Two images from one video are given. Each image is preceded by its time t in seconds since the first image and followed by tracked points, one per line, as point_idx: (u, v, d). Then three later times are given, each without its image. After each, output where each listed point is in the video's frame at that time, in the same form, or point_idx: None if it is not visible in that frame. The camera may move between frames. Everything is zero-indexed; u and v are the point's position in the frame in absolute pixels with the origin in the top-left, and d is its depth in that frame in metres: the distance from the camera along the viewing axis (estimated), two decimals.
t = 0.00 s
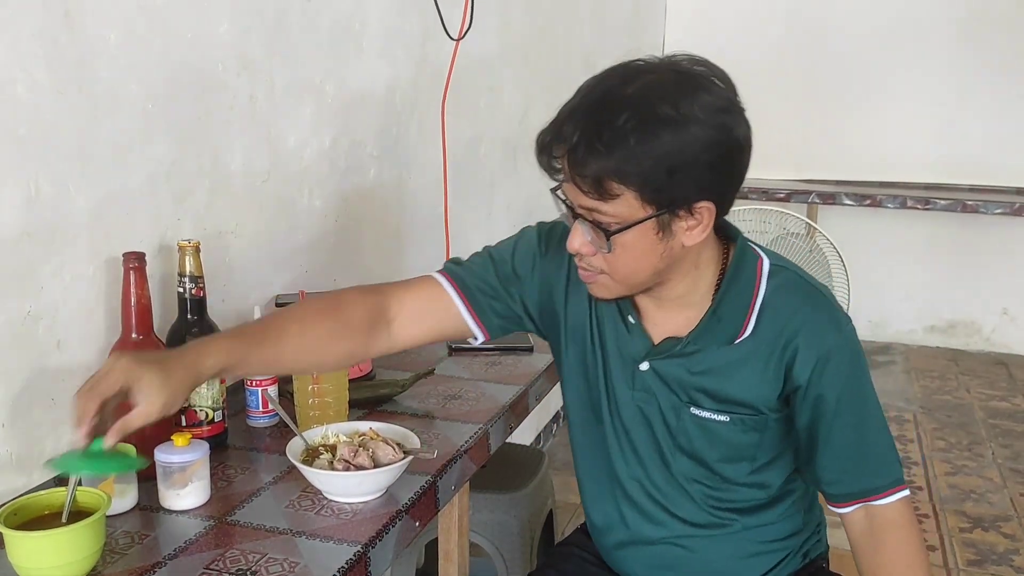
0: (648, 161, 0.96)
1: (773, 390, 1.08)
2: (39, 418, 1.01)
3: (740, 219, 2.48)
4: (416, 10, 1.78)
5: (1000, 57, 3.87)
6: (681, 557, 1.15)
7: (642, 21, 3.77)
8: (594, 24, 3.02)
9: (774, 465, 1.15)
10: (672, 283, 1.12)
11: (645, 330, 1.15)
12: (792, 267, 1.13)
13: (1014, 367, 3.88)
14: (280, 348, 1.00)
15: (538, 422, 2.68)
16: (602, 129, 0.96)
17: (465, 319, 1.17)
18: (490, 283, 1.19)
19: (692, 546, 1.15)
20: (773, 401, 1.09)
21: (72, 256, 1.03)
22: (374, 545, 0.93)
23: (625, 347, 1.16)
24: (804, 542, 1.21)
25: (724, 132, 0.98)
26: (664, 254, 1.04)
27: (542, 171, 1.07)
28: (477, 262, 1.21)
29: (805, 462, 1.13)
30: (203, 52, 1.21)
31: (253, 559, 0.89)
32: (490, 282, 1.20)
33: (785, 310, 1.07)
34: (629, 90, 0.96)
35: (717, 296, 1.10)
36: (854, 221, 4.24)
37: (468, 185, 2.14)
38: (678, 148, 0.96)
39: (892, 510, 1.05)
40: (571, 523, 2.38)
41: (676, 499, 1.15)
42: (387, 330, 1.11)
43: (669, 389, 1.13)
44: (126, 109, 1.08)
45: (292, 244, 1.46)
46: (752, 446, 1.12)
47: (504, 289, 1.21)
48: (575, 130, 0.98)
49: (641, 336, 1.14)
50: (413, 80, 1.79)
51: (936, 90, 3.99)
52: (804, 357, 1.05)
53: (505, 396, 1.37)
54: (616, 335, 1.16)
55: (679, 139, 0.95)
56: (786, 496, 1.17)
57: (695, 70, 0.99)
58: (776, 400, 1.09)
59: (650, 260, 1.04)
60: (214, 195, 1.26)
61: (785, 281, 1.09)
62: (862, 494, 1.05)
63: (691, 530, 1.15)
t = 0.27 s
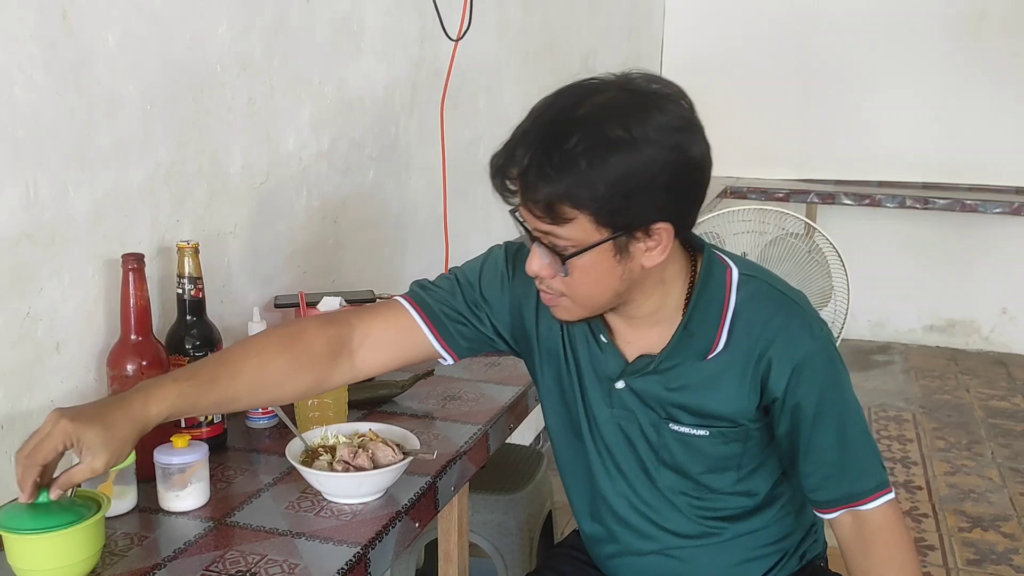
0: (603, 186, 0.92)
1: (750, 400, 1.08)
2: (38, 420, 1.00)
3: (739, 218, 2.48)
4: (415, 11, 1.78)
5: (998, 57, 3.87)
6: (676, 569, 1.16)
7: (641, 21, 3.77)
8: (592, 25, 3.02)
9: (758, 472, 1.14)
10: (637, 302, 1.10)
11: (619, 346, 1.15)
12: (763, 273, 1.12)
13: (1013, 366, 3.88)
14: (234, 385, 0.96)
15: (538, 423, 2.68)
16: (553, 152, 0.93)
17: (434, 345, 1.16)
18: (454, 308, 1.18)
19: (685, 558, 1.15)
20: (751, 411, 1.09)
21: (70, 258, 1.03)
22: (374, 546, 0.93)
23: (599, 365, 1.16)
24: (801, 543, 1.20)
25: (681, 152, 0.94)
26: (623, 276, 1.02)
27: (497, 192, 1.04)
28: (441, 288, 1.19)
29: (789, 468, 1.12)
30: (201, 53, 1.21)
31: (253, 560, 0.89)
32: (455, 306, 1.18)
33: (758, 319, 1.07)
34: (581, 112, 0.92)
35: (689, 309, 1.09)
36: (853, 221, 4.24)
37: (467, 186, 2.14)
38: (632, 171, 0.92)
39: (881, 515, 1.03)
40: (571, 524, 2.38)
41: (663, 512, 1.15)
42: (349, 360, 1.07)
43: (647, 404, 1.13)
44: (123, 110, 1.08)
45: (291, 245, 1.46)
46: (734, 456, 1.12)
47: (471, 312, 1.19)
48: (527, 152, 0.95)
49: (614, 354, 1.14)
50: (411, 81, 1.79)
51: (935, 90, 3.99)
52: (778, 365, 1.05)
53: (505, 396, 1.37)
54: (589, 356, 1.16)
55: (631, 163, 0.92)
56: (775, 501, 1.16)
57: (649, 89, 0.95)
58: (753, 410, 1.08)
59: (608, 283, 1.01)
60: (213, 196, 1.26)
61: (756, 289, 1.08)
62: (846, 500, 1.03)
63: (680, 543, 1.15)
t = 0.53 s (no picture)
0: (578, 193, 0.92)
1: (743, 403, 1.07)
2: (38, 420, 1.00)
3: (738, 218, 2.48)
4: (414, 11, 1.78)
5: (998, 57, 3.87)
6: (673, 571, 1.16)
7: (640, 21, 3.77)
8: (592, 25, 3.02)
9: (753, 475, 1.14)
10: (624, 304, 1.09)
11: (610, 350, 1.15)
12: (756, 275, 1.12)
13: (1012, 366, 3.88)
14: (231, 383, 0.96)
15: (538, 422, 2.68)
16: (528, 157, 0.92)
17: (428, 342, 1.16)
18: (449, 306, 1.19)
19: (681, 560, 1.15)
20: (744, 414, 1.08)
21: (69, 259, 1.03)
22: (374, 546, 0.93)
23: (592, 369, 1.16)
24: (798, 544, 1.20)
25: (660, 160, 0.93)
26: (603, 280, 1.01)
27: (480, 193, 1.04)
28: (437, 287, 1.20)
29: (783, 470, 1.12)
30: (201, 53, 1.21)
31: (252, 560, 0.89)
32: (451, 305, 1.19)
33: (749, 321, 1.06)
34: (559, 118, 0.92)
35: (680, 313, 1.08)
36: (853, 220, 4.24)
37: (467, 186, 2.14)
38: (607, 178, 0.91)
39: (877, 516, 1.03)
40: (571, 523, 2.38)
41: (658, 514, 1.15)
42: (347, 360, 1.08)
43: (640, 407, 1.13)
44: (123, 110, 1.08)
45: (291, 246, 1.46)
46: (728, 459, 1.11)
47: (466, 311, 1.20)
48: (504, 156, 0.95)
49: (607, 357, 1.14)
50: (410, 81, 1.79)
51: (934, 90, 3.99)
52: (770, 367, 1.04)
53: (505, 396, 1.37)
54: (583, 358, 1.16)
55: (606, 169, 0.91)
56: (770, 503, 1.16)
57: (628, 96, 0.94)
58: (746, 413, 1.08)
59: (589, 287, 1.01)
60: (212, 196, 1.26)
61: (747, 292, 1.08)
62: (840, 503, 1.03)
63: (676, 545, 1.15)
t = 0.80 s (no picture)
0: (588, 178, 0.94)
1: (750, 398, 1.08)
2: (39, 419, 1.01)
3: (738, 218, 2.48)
4: (413, 12, 1.78)
5: (996, 57, 3.88)
6: (672, 564, 1.18)
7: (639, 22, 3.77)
8: (591, 25, 3.02)
9: (759, 470, 1.15)
10: (637, 292, 1.11)
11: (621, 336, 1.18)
12: (771, 273, 1.12)
13: (1012, 365, 3.89)
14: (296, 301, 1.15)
15: (538, 422, 2.69)
16: (540, 141, 0.95)
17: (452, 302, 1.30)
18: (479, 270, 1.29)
19: (681, 553, 1.17)
20: (752, 409, 1.09)
21: (69, 259, 1.03)
22: (374, 546, 0.93)
23: (604, 354, 1.19)
24: (800, 544, 1.22)
25: (672, 150, 0.95)
26: (613, 266, 1.04)
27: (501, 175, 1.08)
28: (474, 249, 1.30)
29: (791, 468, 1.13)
30: (200, 53, 1.21)
31: (253, 559, 0.89)
32: (481, 270, 1.30)
33: (760, 318, 1.07)
34: (572, 104, 0.95)
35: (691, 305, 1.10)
36: (852, 220, 4.24)
37: (467, 186, 2.14)
38: (617, 165, 0.94)
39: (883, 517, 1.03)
40: (572, 523, 2.38)
41: (662, 505, 1.17)
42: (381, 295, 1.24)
43: (647, 396, 1.15)
44: (123, 110, 1.08)
45: (291, 246, 1.46)
46: (734, 453, 1.13)
47: (492, 277, 1.30)
48: (518, 139, 0.98)
49: (618, 344, 1.17)
50: (410, 81, 1.79)
51: (933, 90, 3.99)
52: (779, 366, 1.05)
53: (505, 395, 1.37)
54: (596, 345, 1.20)
55: (616, 157, 0.93)
56: (774, 501, 1.18)
57: (643, 84, 0.96)
58: (754, 408, 1.09)
59: (599, 271, 1.04)
60: (212, 196, 1.26)
61: (761, 288, 1.09)
62: (847, 504, 1.03)
63: (678, 537, 1.17)
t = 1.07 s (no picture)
0: (627, 156, 0.98)
1: (763, 391, 1.09)
2: (40, 419, 1.01)
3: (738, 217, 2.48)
4: (413, 11, 1.78)
5: (995, 57, 3.88)
6: (671, 553, 1.19)
7: (638, 22, 3.78)
8: (590, 25, 3.02)
9: (768, 466, 1.16)
10: (663, 276, 1.14)
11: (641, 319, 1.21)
12: (795, 272, 1.12)
13: (1011, 365, 3.89)
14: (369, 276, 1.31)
15: (538, 422, 2.69)
16: (584, 116, 0.99)
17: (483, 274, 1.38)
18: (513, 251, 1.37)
19: (681, 543, 1.18)
20: (765, 403, 1.10)
21: (70, 259, 1.03)
22: (374, 545, 0.93)
23: (622, 337, 1.21)
24: (801, 544, 1.23)
25: (713, 136, 0.98)
26: (643, 245, 1.07)
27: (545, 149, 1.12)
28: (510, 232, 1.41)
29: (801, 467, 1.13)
30: (200, 54, 1.21)
31: (253, 558, 0.89)
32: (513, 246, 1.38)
33: (779, 313, 1.08)
34: (621, 83, 0.98)
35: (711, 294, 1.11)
36: (851, 220, 4.25)
37: (467, 186, 2.15)
38: (656, 146, 0.97)
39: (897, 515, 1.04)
40: (572, 522, 2.39)
41: (667, 494, 1.18)
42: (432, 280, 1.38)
43: (660, 383, 1.16)
44: (123, 110, 1.08)
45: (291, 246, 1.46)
46: (742, 445, 1.13)
47: (524, 252, 1.38)
48: (564, 113, 1.02)
49: (636, 327, 1.20)
50: (409, 81, 1.79)
51: (932, 90, 3.99)
52: (794, 364, 1.05)
53: (504, 395, 1.37)
54: (615, 327, 1.22)
55: (657, 138, 0.97)
56: (779, 498, 1.18)
57: (690, 69, 0.98)
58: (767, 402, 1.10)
59: (629, 250, 1.08)
60: (212, 196, 1.26)
61: (783, 284, 1.10)
62: (857, 506, 1.04)
63: (680, 527, 1.18)
